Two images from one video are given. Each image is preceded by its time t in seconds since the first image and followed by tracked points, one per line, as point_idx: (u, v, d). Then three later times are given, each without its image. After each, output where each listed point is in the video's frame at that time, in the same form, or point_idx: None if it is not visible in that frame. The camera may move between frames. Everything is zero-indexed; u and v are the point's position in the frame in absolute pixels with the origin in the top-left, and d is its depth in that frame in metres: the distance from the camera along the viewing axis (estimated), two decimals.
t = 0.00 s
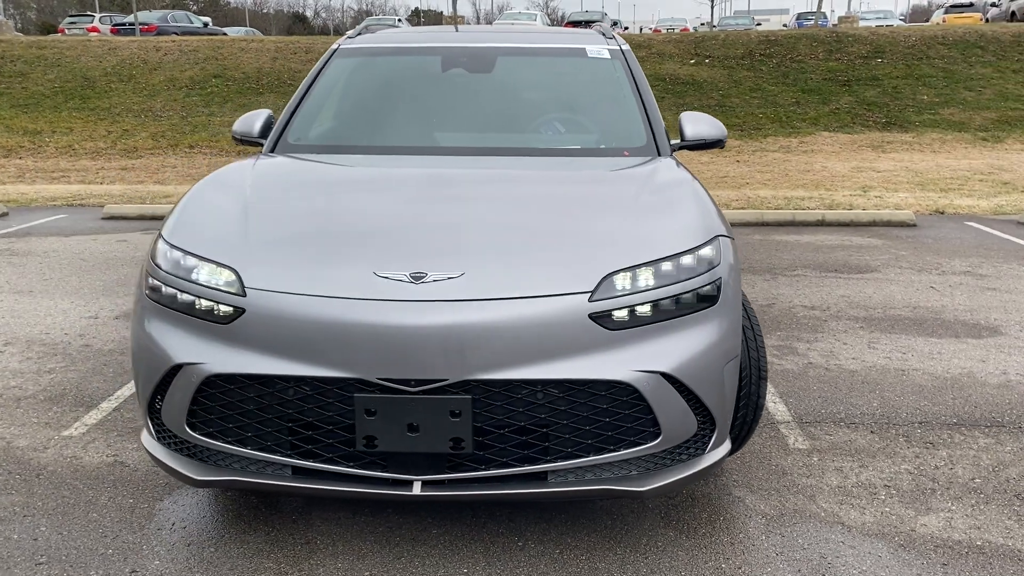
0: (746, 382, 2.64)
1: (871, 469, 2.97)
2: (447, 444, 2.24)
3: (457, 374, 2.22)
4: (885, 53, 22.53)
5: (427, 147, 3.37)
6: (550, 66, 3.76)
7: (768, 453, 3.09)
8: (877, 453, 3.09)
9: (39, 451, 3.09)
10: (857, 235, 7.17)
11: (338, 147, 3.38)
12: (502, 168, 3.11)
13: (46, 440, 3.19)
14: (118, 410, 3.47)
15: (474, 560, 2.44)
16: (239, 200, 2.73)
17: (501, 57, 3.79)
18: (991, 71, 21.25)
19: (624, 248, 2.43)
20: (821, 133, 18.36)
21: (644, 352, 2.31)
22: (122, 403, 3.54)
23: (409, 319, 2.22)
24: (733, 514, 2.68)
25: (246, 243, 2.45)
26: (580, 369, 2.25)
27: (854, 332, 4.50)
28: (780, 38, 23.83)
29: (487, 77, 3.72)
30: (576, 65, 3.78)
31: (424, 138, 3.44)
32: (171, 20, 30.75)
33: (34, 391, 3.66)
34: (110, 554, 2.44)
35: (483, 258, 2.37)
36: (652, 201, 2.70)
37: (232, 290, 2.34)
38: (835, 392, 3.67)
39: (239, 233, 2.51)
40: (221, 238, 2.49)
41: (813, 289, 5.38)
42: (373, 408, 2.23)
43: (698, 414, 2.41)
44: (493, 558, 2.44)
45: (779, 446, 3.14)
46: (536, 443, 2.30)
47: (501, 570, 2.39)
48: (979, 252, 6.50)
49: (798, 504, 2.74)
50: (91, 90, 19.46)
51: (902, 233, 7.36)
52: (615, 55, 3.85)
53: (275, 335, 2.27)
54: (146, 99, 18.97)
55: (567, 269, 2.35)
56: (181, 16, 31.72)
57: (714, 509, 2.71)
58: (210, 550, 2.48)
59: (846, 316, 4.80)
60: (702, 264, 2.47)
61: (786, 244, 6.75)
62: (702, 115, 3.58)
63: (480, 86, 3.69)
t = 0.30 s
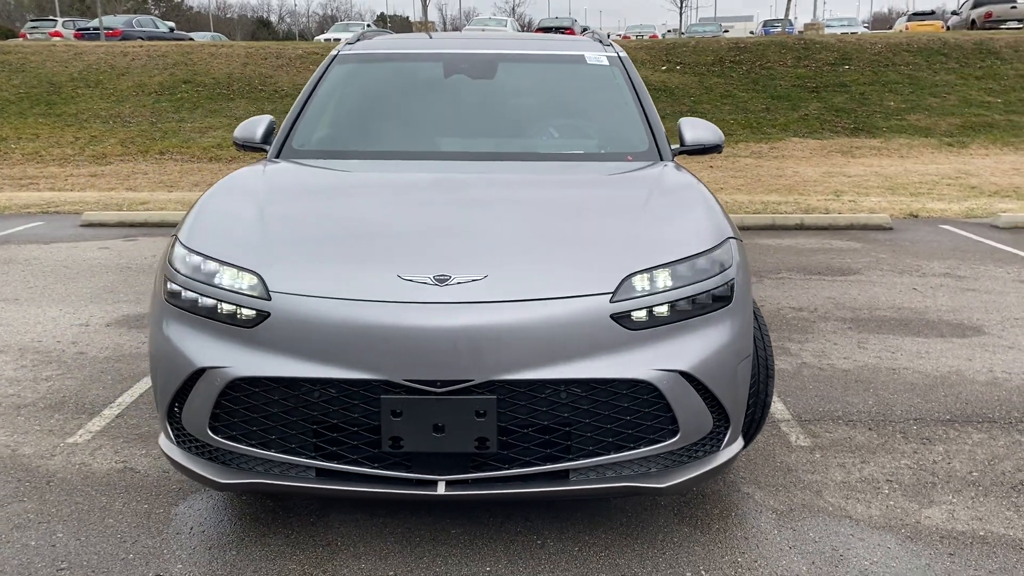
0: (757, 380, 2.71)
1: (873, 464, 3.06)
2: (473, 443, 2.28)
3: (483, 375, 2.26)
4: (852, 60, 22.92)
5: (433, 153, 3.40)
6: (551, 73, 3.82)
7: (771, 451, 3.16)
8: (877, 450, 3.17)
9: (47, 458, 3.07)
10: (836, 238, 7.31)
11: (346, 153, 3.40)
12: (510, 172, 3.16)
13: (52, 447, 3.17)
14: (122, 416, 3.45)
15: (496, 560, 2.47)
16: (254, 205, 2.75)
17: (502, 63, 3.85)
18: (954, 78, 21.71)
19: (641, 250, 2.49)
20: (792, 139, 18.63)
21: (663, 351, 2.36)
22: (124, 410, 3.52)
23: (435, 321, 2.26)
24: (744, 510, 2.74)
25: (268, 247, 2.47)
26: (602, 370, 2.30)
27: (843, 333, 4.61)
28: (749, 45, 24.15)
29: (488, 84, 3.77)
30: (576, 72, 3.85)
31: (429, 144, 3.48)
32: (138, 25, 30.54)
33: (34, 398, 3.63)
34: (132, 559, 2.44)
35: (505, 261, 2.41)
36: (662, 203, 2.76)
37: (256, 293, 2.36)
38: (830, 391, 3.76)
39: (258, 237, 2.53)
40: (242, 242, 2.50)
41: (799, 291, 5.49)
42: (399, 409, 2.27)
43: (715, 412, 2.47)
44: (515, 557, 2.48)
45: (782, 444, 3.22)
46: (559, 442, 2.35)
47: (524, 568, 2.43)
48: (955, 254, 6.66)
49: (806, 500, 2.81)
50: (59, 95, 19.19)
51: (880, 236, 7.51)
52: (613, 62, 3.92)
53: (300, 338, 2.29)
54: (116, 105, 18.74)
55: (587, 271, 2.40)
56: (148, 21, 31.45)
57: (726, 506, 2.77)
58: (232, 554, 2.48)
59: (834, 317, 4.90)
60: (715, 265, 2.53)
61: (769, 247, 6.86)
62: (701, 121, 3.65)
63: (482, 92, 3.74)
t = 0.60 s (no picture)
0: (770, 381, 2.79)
1: (879, 462, 3.14)
2: (502, 443, 2.34)
3: (512, 377, 2.32)
4: (829, 70, 23.27)
5: (445, 161, 3.46)
6: (557, 83, 3.90)
7: (779, 451, 3.24)
8: (881, 449, 3.26)
9: (65, 465, 3.09)
10: (824, 244, 7.44)
11: (360, 162, 3.45)
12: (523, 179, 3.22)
13: (69, 453, 3.18)
14: (135, 423, 3.47)
15: (521, 558, 2.52)
16: (278, 211, 2.79)
17: (509, 74, 3.92)
18: (928, 87, 22.10)
19: (661, 254, 2.56)
20: (771, 148, 18.86)
21: (685, 352, 2.43)
22: (137, 416, 3.54)
23: (465, 323, 2.31)
24: (758, 508, 2.82)
25: (296, 252, 2.52)
26: (628, 370, 2.36)
27: (838, 336, 4.71)
28: (727, 55, 24.44)
29: (496, 93, 3.84)
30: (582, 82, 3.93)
31: (441, 152, 3.54)
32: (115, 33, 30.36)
33: (45, 406, 3.63)
34: (161, 562, 2.47)
35: (530, 265, 2.47)
36: (676, 210, 2.84)
37: (287, 298, 2.40)
38: (831, 392, 3.85)
39: (285, 242, 2.58)
40: (270, 249, 2.54)
41: (792, 296, 5.59)
42: (430, 410, 2.32)
43: (733, 412, 2.54)
44: (540, 555, 2.53)
45: (789, 444, 3.30)
46: (584, 441, 2.41)
47: (549, 566, 2.49)
48: (940, 259, 6.81)
49: (817, 497, 2.89)
50: (38, 104, 19.02)
51: (865, 242, 7.66)
52: (617, 72, 4.00)
53: (332, 341, 2.34)
54: (96, 114, 18.62)
55: (610, 275, 2.46)
56: (125, 30, 31.24)
57: (740, 504, 2.85)
58: (261, 556, 2.52)
59: (829, 321, 5.00)
60: (731, 269, 2.61)
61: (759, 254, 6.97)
62: (704, 129, 3.73)
63: (491, 101, 3.81)
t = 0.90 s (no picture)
0: (771, 385, 2.81)
1: (878, 466, 3.17)
2: (509, 447, 2.35)
3: (519, 381, 2.33)
4: (813, 81, 23.48)
5: (446, 168, 3.48)
6: (556, 91, 3.93)
7: (780, 456, 3.26)
8: (880, 452, 3.29)
9: (65, 474, 3.07)
10: (814, 252, 7.50)
11: (361, 170, 3.45)
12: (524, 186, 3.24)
13: (68, 462, 3.16)
14: (134, 432, 3.45)
15: (528, 562, 2.53)
16: (282, 219, 2.80)
17: (508, 83, 3.95)
18: (911, 98, 22.34)
19: (664, 259, 2.58)
20: (758, 158, 19.00)
21: (690, 356, 2.45)
22: (136, 425, 3.52)
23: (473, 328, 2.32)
24: (761, 511, 2.83)
25: (302, 258, 2.52)
26: (634, 374, 2.38)
27: (832, 342, 4.75)
28: (712, 66, 24.63)
29: (496, 102, 3.87)
30: (580, 90, 3.96)
31: (441, 160, 3.56)
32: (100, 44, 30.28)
33: (42, 415, 3.61)
34: (166, 570, 2.46)
35: (535, 270, 2.49)
36: (677, 215, 2.86)
37: (294, 303, 2.40)
38: (828, 398, 3.88)
39: (290, 249, 2.58)
40: (275, 255, 2.54)
41: (785, 303, 5.63)
42: (438, 415, 2.33)
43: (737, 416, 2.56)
44: (546, 560, 2.54)
45: (788, 449, 3.32)
46: (591, 445, 2.42)
47: (556, 570, 2.49)
48: (929, 267, 6.88)
49: (818, 500, 2.91)
50: (23, 116, 18.93)
51: (854, 251, 7.72)
52: (614, 80, 4.04)
53: (340, 347, 2.34)
54: (82, 125, 18.53)
55: (615, 279, 2.48)
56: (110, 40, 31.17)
57: (743, 507, 2.86)
58: (266, 563, 2.51)
59: (822, 328, 5.04)
60: (733, 273, 2.63)
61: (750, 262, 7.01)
62: (701, 137, 3.75)
63: (490, 109, 3.83)
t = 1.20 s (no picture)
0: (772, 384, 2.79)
1: (879, 467, 3.15)
2: (509, 445, 2.32)
3: (519, 379, 2.30)
4: (804, 94, 23.61)
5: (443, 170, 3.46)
6: (553, 94, 3.93)
7: (780, 457, 3.24)
8: (880, 454, 3.27)
9: (57, 478, 3.02)
10: (809, 260, 7.50)
11: (358, 172, 3.44)
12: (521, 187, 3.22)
13: (61, 467, 3.12)
14: (127, 437, 3.41)
15: (528, 564, 2.49)
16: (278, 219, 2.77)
17: (504, 86, 3.94)
18: (902, 110, 22.48)
19: (664, 256, 2.56)
20: (750, 170, 19.06)
21: (691, 354, 2.43)
22: (129, 430, 3.48)
23: (472, 325, 2.30)
24: (762, 512, 2.81)
25: (299, 257, 2.50)
26: (635, 372, 2.35)
27: (829, 347, 4.73)
28: (704, 79, 24.75)
29: (492, 105, 3.86)
30: (576, 93, 3.96)
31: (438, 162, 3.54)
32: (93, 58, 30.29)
33: (34, 421, 3.57)
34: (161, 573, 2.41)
35: (534, 267, 2.47)
36: (676, 215, 2.85)
37: (291, 300, 2.38)
38: (827, 401, 3.86)
39: (287, 247, 2.56)
40: (272, 253, 2.52)
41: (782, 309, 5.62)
42: (437, 413, 2.30)
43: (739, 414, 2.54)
44: (546, 561, 2.51)
45: (789, 450, 3.30)
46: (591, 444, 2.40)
47: (557, 571, 2.46)
48: (923, 274, 6.88)
49: (820, 501, 2.89)
50: (16, 129, 18.88)
51: (849, 259, 7.72)
52: (610, 83, 4.03)
53: (338, 344, 2.31)
54: (75, 138, 18.49)
55: (615, 276, 2.46)
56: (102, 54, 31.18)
57: (745, 508, 2.84)
58: (262, 565, 2.47)
59: (819, 333, 5.03)
60: (733, 271, 2.61)
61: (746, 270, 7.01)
62: (700, 139, 3.75)
63: (487, 112, 3.82)
